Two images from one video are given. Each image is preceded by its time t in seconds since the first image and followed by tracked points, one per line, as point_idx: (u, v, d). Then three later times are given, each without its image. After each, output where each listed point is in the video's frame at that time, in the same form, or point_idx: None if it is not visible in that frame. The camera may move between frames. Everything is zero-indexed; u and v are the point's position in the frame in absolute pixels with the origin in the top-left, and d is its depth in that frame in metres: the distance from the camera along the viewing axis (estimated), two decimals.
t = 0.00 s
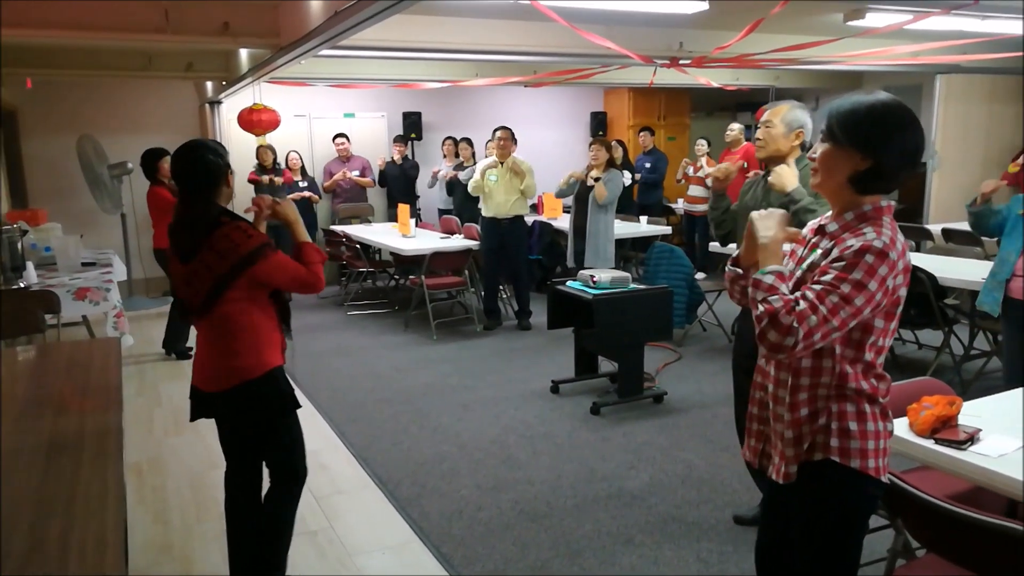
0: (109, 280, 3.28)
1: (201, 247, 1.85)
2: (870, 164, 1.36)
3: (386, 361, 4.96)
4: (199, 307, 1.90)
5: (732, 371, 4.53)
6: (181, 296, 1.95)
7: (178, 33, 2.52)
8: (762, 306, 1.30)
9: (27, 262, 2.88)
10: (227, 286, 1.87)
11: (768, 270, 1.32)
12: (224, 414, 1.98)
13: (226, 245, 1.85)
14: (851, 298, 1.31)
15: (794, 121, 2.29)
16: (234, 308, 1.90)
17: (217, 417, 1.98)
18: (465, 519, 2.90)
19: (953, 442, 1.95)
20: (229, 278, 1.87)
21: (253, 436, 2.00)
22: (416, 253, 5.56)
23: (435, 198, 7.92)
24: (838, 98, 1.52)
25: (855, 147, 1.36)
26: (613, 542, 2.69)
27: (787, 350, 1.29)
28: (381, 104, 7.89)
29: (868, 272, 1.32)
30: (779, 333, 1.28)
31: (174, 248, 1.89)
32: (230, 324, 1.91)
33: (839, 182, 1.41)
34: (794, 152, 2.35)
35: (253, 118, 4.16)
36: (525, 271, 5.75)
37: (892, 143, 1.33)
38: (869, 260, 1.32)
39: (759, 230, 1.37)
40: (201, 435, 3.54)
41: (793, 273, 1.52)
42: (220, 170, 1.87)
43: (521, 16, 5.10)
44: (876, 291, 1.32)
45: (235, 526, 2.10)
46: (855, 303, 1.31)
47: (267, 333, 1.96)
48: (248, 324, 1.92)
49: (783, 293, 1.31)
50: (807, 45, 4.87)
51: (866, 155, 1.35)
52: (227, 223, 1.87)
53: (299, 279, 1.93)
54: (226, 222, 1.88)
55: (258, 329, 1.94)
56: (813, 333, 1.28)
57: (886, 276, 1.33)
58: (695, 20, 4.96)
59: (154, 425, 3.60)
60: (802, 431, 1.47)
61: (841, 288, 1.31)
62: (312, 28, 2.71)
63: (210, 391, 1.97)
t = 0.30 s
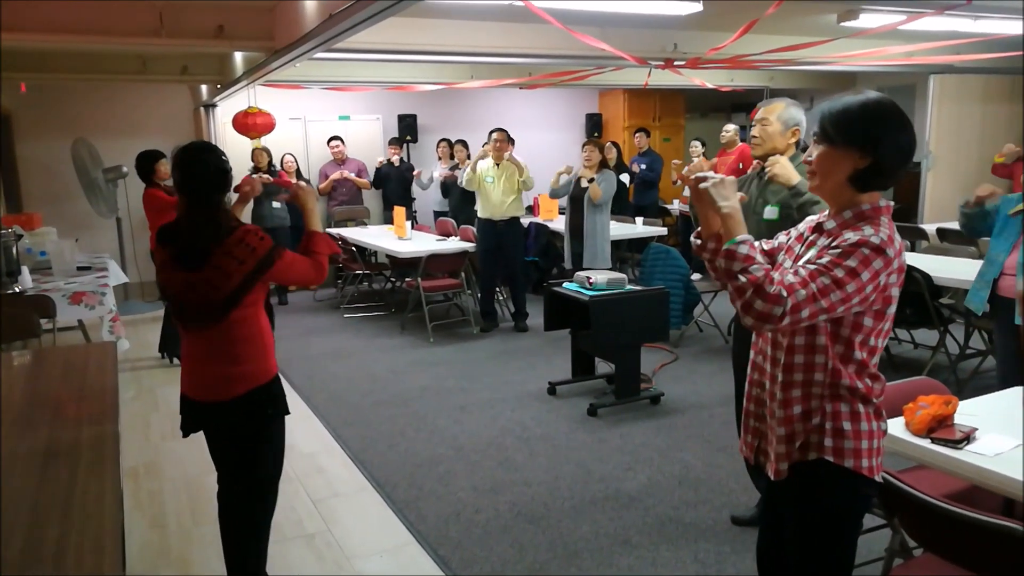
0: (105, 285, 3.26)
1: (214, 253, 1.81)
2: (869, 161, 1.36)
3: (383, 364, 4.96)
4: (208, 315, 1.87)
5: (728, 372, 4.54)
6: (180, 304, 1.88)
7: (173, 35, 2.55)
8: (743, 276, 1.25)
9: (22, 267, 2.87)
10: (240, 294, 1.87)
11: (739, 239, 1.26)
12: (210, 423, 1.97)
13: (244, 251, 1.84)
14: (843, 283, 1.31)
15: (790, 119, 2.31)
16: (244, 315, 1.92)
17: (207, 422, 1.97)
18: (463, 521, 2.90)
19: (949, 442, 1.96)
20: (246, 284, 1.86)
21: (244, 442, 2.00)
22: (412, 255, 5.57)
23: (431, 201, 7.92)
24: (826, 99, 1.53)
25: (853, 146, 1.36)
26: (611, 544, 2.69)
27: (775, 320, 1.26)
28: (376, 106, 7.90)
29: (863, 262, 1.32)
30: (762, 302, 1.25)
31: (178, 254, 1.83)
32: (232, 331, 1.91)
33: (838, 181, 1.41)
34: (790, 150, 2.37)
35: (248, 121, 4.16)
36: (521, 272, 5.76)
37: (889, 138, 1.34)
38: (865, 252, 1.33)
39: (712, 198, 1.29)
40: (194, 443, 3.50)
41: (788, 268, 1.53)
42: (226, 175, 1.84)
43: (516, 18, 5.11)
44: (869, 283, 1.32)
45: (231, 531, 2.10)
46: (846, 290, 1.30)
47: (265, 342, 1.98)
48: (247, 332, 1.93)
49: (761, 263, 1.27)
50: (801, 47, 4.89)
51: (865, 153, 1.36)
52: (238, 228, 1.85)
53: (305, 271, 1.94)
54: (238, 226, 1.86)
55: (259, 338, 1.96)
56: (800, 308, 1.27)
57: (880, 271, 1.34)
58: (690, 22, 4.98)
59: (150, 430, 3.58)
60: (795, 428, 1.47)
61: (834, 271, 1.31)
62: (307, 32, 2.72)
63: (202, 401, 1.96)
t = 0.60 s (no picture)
0: (94, 288, 3.24)
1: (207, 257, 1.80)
2: (852, 162, 1.37)
3: (375, 367, 4.95)
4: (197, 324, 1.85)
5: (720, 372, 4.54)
6: (168, 314, 1.85)
7: (163, 38, 2.55)
8: (738, 297, 1.25)
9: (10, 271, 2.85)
10: (231, 300, 1.85)
11: (746, 262, 1.28)
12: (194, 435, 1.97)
13: (238, 256, 1.83)
14: (827, 296, 1.31)
15: (778, 123, 2.31)
16: (231, 323, 1.90)
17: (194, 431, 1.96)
18: (456, 523, 2.89)
19: (940, 440, 1.97)
20: (236, 292, 1.85)
21: (233, 449, 1.99)
22: (403, 258, 5.56)
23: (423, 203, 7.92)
24: (808, 103, 1.55)
25: (838, 147, 1.37)
26: (604, 545, 2.69)
27: (764, 342, 1.26)
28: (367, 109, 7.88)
29: (845, 272, 1.33)
30: (757, 326, 1.25)
31: (168, 261, 1.81)
32: (217, 340, 1.89)
33: (820, 182, 1.42)
34: (779, 154, 2.38)
35: (238, 124, 4.14)
36: (513, 275, 5.76)
37: (871, 140, 1.36)
38: (846, 261, 1.33)
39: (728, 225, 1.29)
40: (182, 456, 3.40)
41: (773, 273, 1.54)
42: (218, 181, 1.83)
43: (507, 21, 5.11)
44: (852, 292, 1.33)
45: (223, 536, 2.09)
46: (831, 302, 1.31)
47: (252, 351, 1.97)
48: (232, 342, 1.91)
49: (762, 287, 1.27)
50: (792, 48, 4.90)
51: (848, 154, 1.37)
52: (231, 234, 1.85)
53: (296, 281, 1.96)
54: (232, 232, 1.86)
55: (245, 346, 1.95)
56: (790, 328, 1.27)
57: (862, 278, 1.34)
58: (680, 24, 4.99)
59: (141, 435, 3.56)
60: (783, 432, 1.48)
61: (817, 285, 1.32)
62: (297, 34, 2.71)
63: (188, 414, 1.95)
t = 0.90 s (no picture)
0: (82, 288, 3.22)
1: (179, 255, 1.79)
2: (836, 164, 1.38)
3: (365, 367, 4.94)
4: (173, 323, 1.86)
5: (709, 372, 4.56)
6: (148, 314, 1.87)
7: (152, 37, 2.54)
8: (723, 303, 1.29)
9: None
10: (204, 302, 1.84)
11: (728, 267, 1.30)
12: (180, 439, 1.96)
13: (206, 256, 1.80)
14: (810, 299, 1.32)
15: (767, 121, 2.31)
16: (212, 326, 1.89)
17: (181, 435, 1.95)
18: (446, 523, 2.89)
19: (927, 439, 1.98)
20: (208, 292, 1.83)
21: (220, 451, 1.98)
22: (393, 257, 5.55)
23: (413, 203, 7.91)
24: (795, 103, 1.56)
25: (822, 147, 1.38)
26: (594, 545, 2.69)
27: (750, 347, 1.29)
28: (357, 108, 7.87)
29: (828, 272, 1.34)
30: (739, 332, 1.28)
31: (143, 258, 1.82)
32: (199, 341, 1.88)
33: (806, 183, 1.42)
34: (766, 152, 2.39)
35: (226, 123, 4.12)
36: (503, 275, 5.76)
37: (855, 142, 1.37)
38: (829, 261, 1.34)
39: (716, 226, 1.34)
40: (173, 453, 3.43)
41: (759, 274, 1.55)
42: (192, 180, 1.82)
43: (498, 21, 5.12)
44: (836, 293, 1.34)
45: (212, 536, 2.08)
46: (814, 304, 1.32)
47: (234, 353, 1.95)
48: (215, 342, 1.90)
49: (746, 292, 1.30)
50: (780, 49, 4.93)
51: (832, 156, 1.38)
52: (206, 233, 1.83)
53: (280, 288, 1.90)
54: (203, 231, 1.84)
55: (228, 346, 1.93)
56: (774, 331, 1.29)
57: (846, 278, 1.35)
58: (670, 25, 5.02)
59: (128, 436, 3.54)
60: (768, 432, 1.49)
61: (801, 287, 1.33)
62: (287, 33, 2.71)
63: (169, 417, 1.95)
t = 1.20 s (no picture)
0: (70, 286, 3.20)
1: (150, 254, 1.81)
2: (827, 163, 1.39)
3: (356, 366, 4.93)
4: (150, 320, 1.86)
5: (700, 371, 4.57)
6: (128, 312, 1.90)
7: (141, 35, 2.52)
8: (713, 290, 1.31)
9: None
10: (176, 302, 1.84)
11: (718, 256, 1.35)
12: (175, 441, 1.95)
13: (176, 256, 1.81)
14: (801, 293, 1.33)
15: (757, 122, 2.33)
16: (194, 327, 1.89)
17: (170, 433, 1.94)
18: (438, 522, 2.89)
19: (916, 438, 1.99)
20: (180, 293, 1.83)
21: (214, 452, 1.97)
22: (385, 256, 5.54)
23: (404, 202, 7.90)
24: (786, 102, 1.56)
25: (813, 146, 1.38)
26: (585, 544, 2.70)
27: (737, 335, 1.30)
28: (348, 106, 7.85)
29: (819, 268, 1.34)
30: (730, 318, 1.30)
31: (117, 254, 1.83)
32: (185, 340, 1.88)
33: (797, 181, 1.43)
34: (758, 152, 2.39)
35: (217, 121, 4.10)
36: (494, 274, 5.75)
37: (845, 141, 1.37)
38: (820, 257, 1.35)
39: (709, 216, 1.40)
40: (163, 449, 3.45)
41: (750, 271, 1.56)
42: (163, 180, 1.83)
43: (490, 19, 5.12)
44: (827, 289, 1.35)
45: (203, 537, 2.07)
46: (805, 297, 1.33)
47: (224, 352, 1.95)
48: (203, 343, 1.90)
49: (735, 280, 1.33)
50: (771, 49, 4.96)
51: (824, 155, 1.38)
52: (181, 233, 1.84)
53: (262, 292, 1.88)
54: (179, 231, 1.84)
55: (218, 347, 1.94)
56: (762, 321, 1.30)
57: (836, 274, 1.36)
58: (662, 24, 5.03)
59: (117, 436, 3.52)
60: (757, 432, 1.50)
61: (792, 280, 1.33)
62: (278, 32, 2.70)
63: (167, 420, 1.93)
